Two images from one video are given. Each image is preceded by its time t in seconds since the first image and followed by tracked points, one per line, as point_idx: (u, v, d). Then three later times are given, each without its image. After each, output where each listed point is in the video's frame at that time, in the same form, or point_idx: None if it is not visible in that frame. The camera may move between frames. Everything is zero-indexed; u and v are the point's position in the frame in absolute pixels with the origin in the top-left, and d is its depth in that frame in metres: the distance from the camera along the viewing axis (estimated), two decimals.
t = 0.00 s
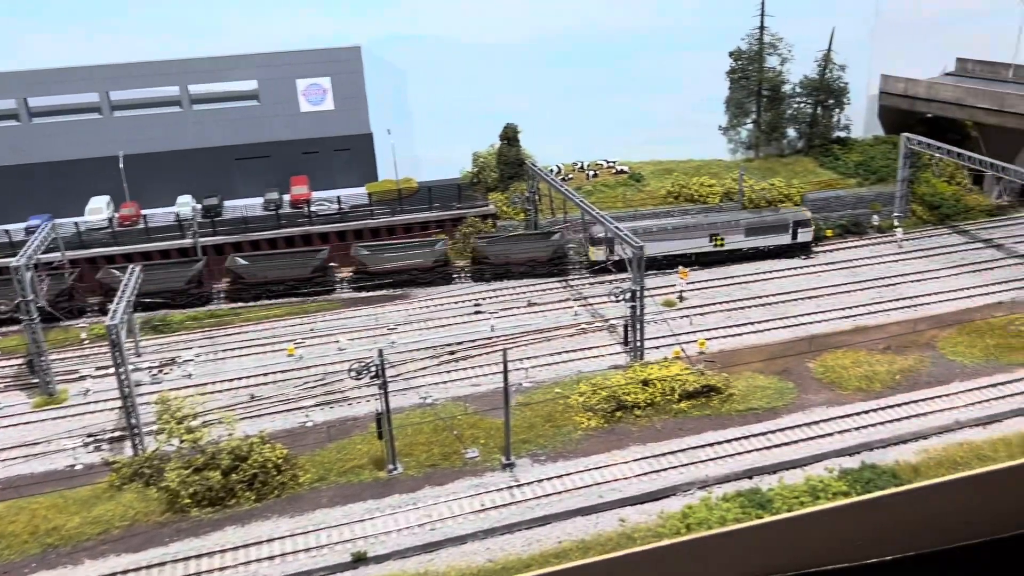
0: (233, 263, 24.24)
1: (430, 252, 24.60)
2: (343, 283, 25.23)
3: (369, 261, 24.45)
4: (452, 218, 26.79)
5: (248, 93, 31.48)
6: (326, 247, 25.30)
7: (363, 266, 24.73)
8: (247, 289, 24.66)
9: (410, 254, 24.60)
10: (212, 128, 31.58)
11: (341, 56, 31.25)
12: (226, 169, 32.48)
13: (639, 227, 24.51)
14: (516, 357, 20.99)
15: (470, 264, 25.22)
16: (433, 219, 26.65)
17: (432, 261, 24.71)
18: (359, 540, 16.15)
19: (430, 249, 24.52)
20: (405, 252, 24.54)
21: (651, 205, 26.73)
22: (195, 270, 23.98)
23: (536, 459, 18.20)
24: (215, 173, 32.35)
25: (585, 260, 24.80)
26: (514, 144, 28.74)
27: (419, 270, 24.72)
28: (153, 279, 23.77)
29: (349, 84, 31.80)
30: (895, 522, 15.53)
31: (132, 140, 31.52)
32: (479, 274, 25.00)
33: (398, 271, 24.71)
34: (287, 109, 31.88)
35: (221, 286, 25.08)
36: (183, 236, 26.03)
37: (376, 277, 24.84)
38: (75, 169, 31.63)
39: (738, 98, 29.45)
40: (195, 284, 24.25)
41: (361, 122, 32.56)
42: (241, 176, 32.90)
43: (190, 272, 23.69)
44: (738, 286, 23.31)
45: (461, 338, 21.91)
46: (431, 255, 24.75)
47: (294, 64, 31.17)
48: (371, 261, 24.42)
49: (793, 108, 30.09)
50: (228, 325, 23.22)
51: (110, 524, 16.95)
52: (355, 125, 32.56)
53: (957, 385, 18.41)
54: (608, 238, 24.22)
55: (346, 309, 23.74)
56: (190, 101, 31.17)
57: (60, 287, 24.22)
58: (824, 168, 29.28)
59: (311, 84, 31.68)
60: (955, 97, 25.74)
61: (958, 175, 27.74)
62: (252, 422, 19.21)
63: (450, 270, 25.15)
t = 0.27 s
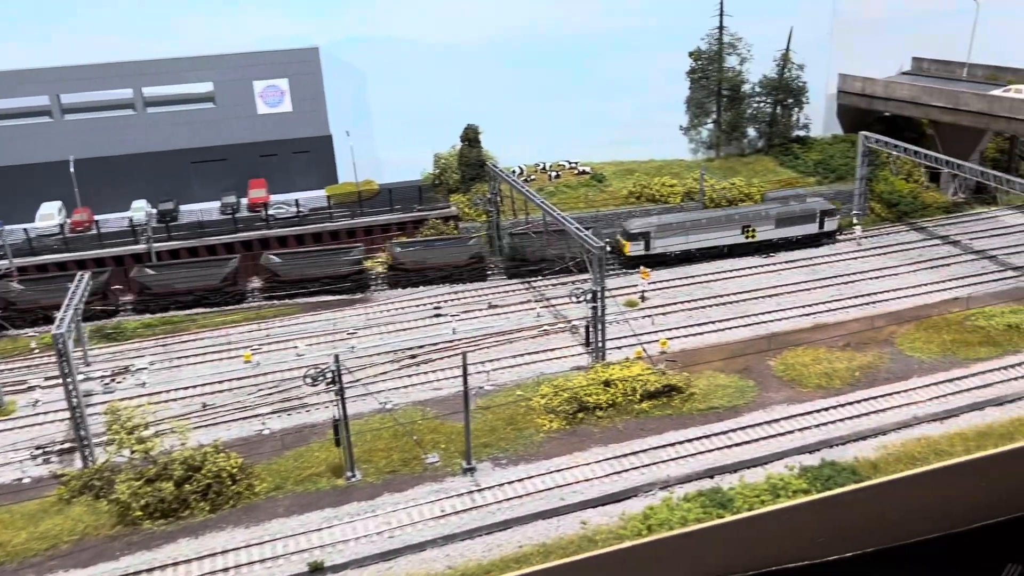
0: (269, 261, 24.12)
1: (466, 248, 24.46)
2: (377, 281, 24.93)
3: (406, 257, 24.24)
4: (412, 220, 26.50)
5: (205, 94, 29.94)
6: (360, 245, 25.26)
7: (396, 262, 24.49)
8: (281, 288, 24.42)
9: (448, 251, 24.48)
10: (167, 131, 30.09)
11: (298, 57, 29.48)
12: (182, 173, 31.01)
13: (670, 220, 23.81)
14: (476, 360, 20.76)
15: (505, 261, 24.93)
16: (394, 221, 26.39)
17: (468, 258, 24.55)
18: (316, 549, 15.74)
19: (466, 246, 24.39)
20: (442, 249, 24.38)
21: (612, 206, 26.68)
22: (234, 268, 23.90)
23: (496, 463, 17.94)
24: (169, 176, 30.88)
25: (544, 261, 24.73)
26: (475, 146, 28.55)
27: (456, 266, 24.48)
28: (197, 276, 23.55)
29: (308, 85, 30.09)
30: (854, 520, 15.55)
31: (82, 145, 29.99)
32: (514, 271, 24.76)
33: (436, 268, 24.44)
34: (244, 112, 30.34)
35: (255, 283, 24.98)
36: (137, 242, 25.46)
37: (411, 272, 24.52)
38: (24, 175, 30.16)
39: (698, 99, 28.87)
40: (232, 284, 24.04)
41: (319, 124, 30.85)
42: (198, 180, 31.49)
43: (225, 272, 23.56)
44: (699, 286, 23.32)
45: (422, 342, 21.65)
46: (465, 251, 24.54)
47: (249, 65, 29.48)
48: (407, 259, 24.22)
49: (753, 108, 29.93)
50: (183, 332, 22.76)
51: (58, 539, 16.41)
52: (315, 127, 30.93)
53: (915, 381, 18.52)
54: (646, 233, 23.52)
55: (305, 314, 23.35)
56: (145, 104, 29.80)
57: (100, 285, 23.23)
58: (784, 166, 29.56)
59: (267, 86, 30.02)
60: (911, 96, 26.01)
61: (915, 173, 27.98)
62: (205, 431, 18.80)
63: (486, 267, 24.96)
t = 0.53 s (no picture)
0: (312, 260, 23.96)
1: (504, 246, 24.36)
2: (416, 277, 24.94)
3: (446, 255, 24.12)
4: (378, 224, 26.18)
5: (165, 98, 28.20)
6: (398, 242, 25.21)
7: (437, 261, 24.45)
8: (323, 286, 24.44)
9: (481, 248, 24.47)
10: (126, 137, 28.28)
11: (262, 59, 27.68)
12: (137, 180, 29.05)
13: (706, 214, 24.44)
14: (443, 366, 20.51)
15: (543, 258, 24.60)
16: (360, 225, 26.08)
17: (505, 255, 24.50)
18: (281, 561, 15.38)
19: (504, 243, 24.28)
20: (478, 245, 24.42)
21: (580, 208, 26.65)
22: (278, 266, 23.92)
23: (465, 469, 17.70)
24: (127, 183, 28.97)
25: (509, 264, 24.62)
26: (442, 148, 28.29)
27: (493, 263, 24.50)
28: (242, 275, 23.59)
29: (272, 89, 28.28)
30: (833, 521, 15.34)
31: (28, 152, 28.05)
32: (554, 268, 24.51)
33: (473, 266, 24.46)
34: (204, 116, 28.53)
35: (298, 281, 24.97)
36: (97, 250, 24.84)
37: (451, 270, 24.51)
38: None
39: (664, 100, 28.96)
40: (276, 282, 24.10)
41: (285, 128, 29.08)
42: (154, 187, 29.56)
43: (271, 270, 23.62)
44: (666, 287, 23.31)
45: (390, 347, 21.39)
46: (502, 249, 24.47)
47: (209, 67, 27.68)
48: (449, 257, 24.18)
49: (718, 109, 30.03)
50: (144, 341, 22.30)
51: (13, 556, 15.92)
52: (281, 132, 29.13)
53: (881, 379, 18.64)
54: (684, 227, 24.09)
55: (269, 321, 22.98)
56: (104, 109, 27.93)
57: (143, 285, 23.17)
58: (750, 166, 29.61)
59: (229, 89, 28.21)
60: (874, 96, 26.17)
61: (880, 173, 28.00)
62: (166, 442, 18.38)
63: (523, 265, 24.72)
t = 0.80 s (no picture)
0: (352, 257, 23.70)
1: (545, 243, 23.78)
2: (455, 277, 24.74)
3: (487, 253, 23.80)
4: (343, 230, 25.95)
5: (123, 103, 27.50)
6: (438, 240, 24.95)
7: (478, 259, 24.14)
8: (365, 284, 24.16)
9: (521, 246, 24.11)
10: (82, 143, 27.61)
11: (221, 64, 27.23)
12: (95, 186, 28.41)
13: (733, 206, 24.89)
14: (409, 372, 20.29)
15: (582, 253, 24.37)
16: (324, 231, 25.80)
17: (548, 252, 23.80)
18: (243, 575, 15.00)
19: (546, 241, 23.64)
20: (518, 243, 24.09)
21: (547, 211, 26.59)
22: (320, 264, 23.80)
23: (430, 478, 17.43)
24: (87, 191, 28.40)
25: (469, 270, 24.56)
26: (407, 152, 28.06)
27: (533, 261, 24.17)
28: (284, 273, 23.51)
29: (233, 94, 27.86)
30: (804, 519, 14.64)
31: None
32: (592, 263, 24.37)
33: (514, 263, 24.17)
34: (162, 122, 28.01)
35: (338, 277, 24.73)
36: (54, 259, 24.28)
37: (492, 268, 24.32)
38: None
39: (629, 103, 29.06)
40: (317, 281, 23.91)
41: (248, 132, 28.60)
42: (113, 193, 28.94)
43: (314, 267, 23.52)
44: (632, 289, 23.30)
45: (355, 354, 21.15)
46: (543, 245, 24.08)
47: (167, 72, 27.16)
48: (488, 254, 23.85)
49: (683, 112, 30.10)
50: (103, 351, 21.86)
51: None
52: (242, 137, 28.73)
53: (844, 380, 18.73)
54: (715, 220, 24.42)
55: (231, 329, 22.64)
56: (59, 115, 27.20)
57: (184, 285, 23.13)
58: (715, 169, 29.71)
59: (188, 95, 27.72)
60: (836, 98, 26.46)
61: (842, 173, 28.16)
62: (123, 455, 17.98)
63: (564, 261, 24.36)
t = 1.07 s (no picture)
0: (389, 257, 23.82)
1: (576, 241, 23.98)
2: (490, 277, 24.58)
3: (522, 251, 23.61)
4: (307, 237, 25.76)
5: (81, 110, 26.92)
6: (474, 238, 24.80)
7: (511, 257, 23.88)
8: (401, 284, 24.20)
9: (557, 244, 24.07)
10: (38, 152, 27.01)
11: (181, 71, 26.78)
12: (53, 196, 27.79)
13: (754, 202, 25.51)
14: (372, 381, 20.09)
15: (613, 251, 24.86)
16: (287, 239, 25.66)
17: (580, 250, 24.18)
18: None
19: (576, 238, 23.99)
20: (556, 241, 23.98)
21: (513, 217, 26.52)
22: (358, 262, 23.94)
23: (392, 489, 17.13)
24: (41, 201, 27.65)
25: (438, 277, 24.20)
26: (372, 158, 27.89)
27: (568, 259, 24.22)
28: (324, 273, 23.65)
29: (193, 101, 27.41)
30: (778, 520, 12.48)
31: None
32: (621, 260, 24.87)
33: (548, 262, 24.04)
34: (121, 130, 27.51)
35: (372, 277, 24.79)
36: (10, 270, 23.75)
37: (527, 265, 23.96)
38: None
39: (594, 108, 28.92)
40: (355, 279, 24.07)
41: (210, 139, 28.20)
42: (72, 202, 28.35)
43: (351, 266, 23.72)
44: (598, 295, 23.29)
45: (317, 364, 20.95)
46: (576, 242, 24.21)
47: (125, 79, 26.68)
48: (524, 252, 23.63)
49: (648, 117, 30.06)
50: (60, 364, 21.44)
51: None
52: (203, 144, 28.24)
53: (806, 383, 18.80)
54: (737, 215, 25.01)
55: (192, 339, 22.33)
56: (14, 123, 26.63)
57: (221, 284, 23.20)
58: (679, 173, 29.86)
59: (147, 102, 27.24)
60: (799, 102, 26.66)
61: (805, 177, 28.48)
62: (78, 471, 17.62)
63: (595, 259, 24.68)
